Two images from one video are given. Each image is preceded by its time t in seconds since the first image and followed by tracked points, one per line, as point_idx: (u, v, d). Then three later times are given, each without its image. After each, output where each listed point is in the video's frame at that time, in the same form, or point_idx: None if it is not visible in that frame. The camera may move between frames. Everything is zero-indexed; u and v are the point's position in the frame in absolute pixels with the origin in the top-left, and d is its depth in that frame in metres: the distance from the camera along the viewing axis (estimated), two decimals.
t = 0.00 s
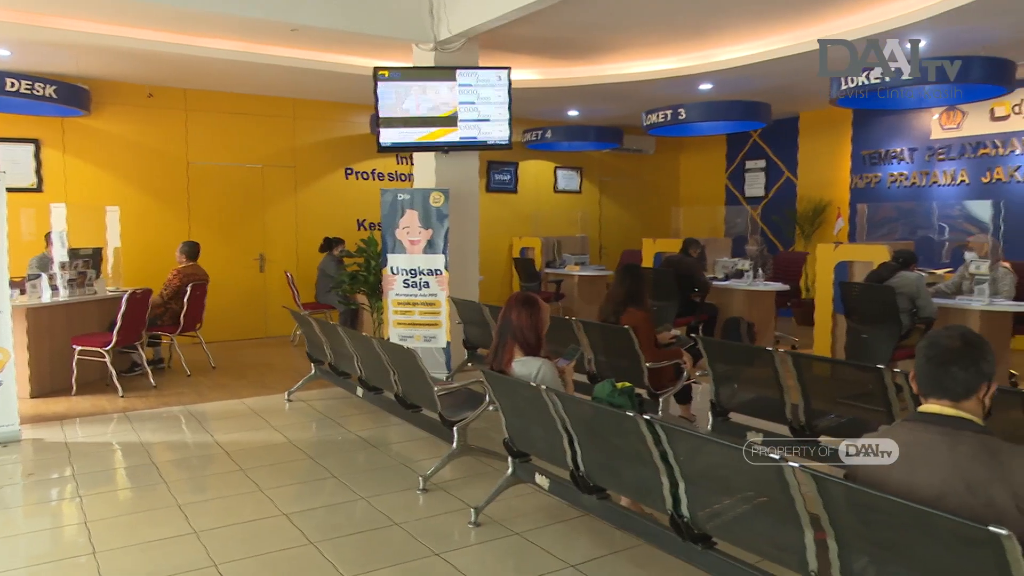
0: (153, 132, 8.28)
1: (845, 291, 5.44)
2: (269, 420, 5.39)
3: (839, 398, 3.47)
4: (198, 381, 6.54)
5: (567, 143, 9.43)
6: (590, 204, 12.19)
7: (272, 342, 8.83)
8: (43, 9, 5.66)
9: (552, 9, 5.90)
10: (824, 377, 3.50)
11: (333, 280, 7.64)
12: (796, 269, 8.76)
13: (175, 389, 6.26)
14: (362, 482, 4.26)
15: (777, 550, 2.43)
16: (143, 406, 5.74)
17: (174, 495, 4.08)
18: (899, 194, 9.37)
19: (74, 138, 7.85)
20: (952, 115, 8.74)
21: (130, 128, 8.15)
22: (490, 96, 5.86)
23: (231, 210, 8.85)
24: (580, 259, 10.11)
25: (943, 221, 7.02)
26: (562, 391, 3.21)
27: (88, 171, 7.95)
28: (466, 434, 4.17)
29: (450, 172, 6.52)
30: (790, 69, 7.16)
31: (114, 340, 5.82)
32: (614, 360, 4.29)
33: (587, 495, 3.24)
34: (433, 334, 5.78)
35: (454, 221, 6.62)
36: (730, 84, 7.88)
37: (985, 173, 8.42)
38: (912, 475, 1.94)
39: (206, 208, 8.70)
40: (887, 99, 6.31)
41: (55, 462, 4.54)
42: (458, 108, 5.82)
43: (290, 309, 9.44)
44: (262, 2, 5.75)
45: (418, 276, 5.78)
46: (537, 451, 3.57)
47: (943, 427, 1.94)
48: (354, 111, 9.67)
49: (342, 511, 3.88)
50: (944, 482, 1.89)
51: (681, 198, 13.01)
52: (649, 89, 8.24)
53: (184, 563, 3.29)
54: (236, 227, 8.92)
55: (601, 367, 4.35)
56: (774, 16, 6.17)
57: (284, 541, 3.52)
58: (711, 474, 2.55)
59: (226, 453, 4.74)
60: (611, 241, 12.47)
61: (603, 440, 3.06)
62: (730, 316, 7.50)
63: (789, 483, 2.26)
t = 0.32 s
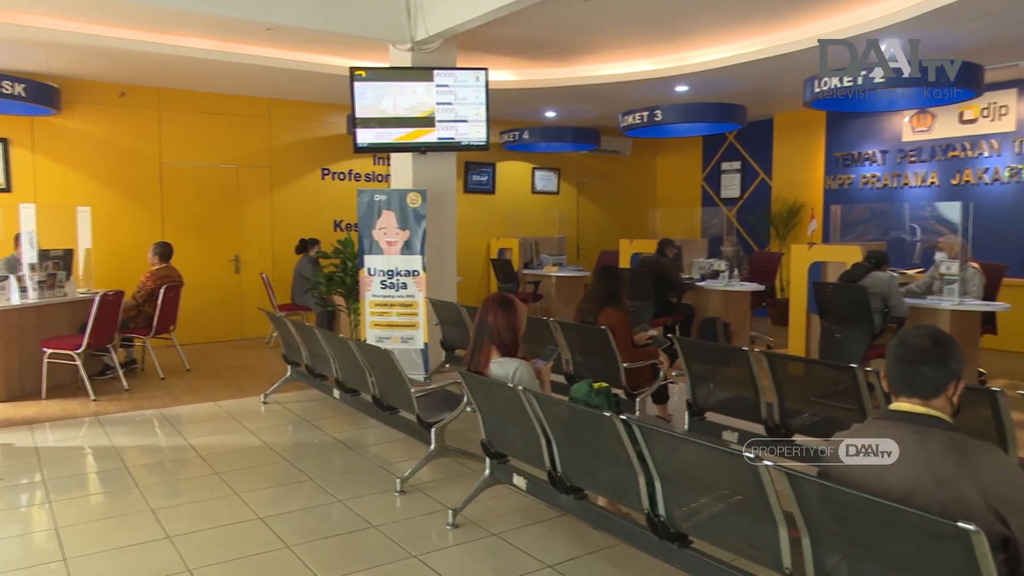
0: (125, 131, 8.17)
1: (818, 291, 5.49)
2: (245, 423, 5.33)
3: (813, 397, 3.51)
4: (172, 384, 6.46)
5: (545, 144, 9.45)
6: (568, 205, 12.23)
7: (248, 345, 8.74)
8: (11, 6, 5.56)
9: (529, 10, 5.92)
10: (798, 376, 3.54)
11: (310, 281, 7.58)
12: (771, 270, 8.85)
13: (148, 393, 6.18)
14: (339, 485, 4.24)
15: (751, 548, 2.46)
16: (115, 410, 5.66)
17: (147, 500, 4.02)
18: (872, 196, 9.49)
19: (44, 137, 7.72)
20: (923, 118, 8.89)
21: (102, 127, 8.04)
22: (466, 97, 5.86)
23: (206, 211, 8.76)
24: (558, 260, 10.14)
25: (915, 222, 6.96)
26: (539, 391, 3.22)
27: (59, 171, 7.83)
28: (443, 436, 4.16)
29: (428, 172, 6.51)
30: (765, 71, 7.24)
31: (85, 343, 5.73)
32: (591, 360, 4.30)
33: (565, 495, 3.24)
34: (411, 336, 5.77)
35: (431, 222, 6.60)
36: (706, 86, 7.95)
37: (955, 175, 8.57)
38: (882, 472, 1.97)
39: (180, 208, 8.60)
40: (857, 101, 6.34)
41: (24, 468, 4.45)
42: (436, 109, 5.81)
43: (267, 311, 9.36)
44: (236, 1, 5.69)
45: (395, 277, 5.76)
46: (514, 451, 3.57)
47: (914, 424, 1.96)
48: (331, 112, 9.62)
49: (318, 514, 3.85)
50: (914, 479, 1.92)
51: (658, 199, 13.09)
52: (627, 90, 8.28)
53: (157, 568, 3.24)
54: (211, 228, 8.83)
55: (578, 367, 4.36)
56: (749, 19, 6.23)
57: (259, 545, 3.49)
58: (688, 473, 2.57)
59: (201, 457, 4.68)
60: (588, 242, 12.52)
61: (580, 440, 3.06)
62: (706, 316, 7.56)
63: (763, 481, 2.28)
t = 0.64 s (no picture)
0: (93, 130, 8.04)
1: (790, 291, 5.56)
2: (216, 426, 5.27)
3: (785, 396, 3.55)
4: (142, 387, 6.36)
5: (520, 145, 9.46)
6: (542, 206, 12.25)
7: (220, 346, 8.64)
8: None
9: (504, 12, 5.93)
10: (770, 375, 3.58)
11: (282, 283, 7.51)
12: (743, 270, 8.94)
13: (117, 396, 6.08)
14: (312, 487, 4.20)
15: (724, 546, 2.48)
16: (83, 414, 5.56)
17: (116, 505, 3.96)
18: (841, 197, 9.63)
19: (8, 136, 7.56)
20: (890, 121, 9.05)
21: (68, 126, 7.90)
22: (441, 97, 5.85)
23: (176, 211, 8.64)
24: (533, 261, 10.15)
25: (884, 223, 7.03)
26: (514, 392, 3.22)
27: (25, 171, 7.67)
28: (418, 437, 4.14)
29: (402, 173, 6.48)
30: (737, 74, 7.32)
31: (51, 346, 5.62)
32: (566, 360, 4.31)
33: (539, 496, 3.24)
34: (385, 337, 5.74)
35: (405, 223, 6.57)
36: (679, 88, 8.01)
37: (922, 176, 8.73)
38: (852, 470, 2.00)
39: (150, 208, 8.47)
40: (826, 104, 6.42)
41: None
42: (409, 110, 5.79)
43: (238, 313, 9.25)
44: None
45: (369, 278, 5.73)
46: (489, 452, 3.57)
47: (882, 422, 1.99)
48: (303, 112, 9.55)
49: (291, 517, 3.81)
50: (883, 477, 1.95)
51: (632, 200, 13.17)
52: (601, 92, 8.32)
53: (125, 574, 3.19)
54: (181, 229, 8.71)
55: (553, 368, 4.36)
56: (723, 22, 6.30)
57: (231, 550, 3.44)
58: (662, 473, 2.58)
59: (171, 461, 4.61)
60: (563, 243, 12.55)
61: (554, 440, 3.06)
62: (680, 316, 7.62)
63: (735, 480, 2.29)
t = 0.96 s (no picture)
0: (61, 129, 7.91)
1: (762, 291, 5.61)
2: (188, 429, 5.20)
3: (757, 395, 3.58)
4: (111, 390, 6.26)
5: (494, 145, 9.46)
6: (516, 206, 12.25)
7: (191, 348, 8.53)
8: None
9: (478, 12, 5.93)
10: (743, 374, 3.61)
11: (255, 284, 7.44)
12: (716, 270, 9.02)
13: (85, 399, 5.97)
14: (286, 490, 4.16)
15: (697, 544, 2.49)
16: (49, 417, 5.45)
17: (84, 509, 3.89)
18: (812, 198, 9.75)
19: None
20: (859, 123, 9.19)
21: (35, 125, 7.76)
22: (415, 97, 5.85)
23: (147, 211, 8.53)
24: (508, 261, 10.15)
25: (854, 224, 7.11)
26: (488, 392, 3.21)
27: None
28: (393, 438, 4.12)
29: (376, 173, 6.45)
30: (710, 75, 7.39)
31: (17, 349, 5.51)
32: (540, 360, 4.31)
33: (514, 496, 3.24)
34: (359, 338, 5.70)
35: (379, 223, 6.54)
36: (653, 90, 8.07)
37: (890, 178, 8.87)
38: (821, 468, 2.02)
39: (119, 208, 8.35)
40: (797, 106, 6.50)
41: None
42: (383, 110, 5.77)
43: (209, 314, 9.13)
44: None
45: (343, 279, 5.70)
46: (464, 453, 3.56)
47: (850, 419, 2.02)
48: (276, 111, 9.48)
49: (264, 520, 3.78)
50: (852, 473, 1.97)
51: (606, 201, 13.23)
52: (576, 93, 8.34)
53: None
54: (152, 229, 8.60)
55: (528, 368, 4.37)
56: (698, 24, 6.35)
57: (203, 554, 3.40)
58: (635, 472, 2.59)
59: (141, 464, 4.55)
60: (538, 243, 12.57)
61: (528, 440, 3.07)
62: (654, 316, 7.66)
63: (707, 478, 2.31)
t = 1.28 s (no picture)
0: (31, 128, 7.78)
1: (738, 291, 5.66)
2: (162, 432, 5.14)
3: (734, 394, 3.60)
4: (83, 393, 6.17)
5: (472, 145, 9.44)
6: (495, 207, 12.25)
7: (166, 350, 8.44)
8: None
9: (456, 12, 5.92)
10: (720, 373, 3.63)
11: (231, 284, 7.37)
12: (693, 270, 9.08)
13: (57, 402, 5.88)
14: (263, 493, 4.13)
15: (675, 542, 2.51)
16: (20, 421, 5.36)
17: (55, 514, 3.83)
18: (787, 199, 9.85)
19: None
20: (833, 125, 9.30)
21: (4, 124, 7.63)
22: (393, 97, 5.83)
23: (120, 212, 8.41)
24: (486, 262, 10.14)
25: (829, 224, 7.19)
26: (467, 393, 3.21)
27: None
28: (371, 440, 4.09)
29: (354, 174, 6.42)
30: (688, 77, 7.44)
31: None
32: (519, 361, 4.32)
33: (493, 496, 3.23)
34: (337, 339, 5.67)
35: (358, 224, 6.51)
36: (631, 90, 8.10)
37: (864, 179, 8.99)
38: (796, 466, 2.04)
39: (91, 208, 8.23)
40: (773, 107, 6.56)
41: None
42: (360, 110, 5.75)
43: (184, 315, 9.04)
44: None
45: (321, 280, 5.66)
46: (442, 454, 3.55)
47: (824, 418, 2.04)
48: (252, 111, 9.41)
49: (241, 523, 3.74)
50: (827, 472, 1.99)
51: (584, 201, 13.27)
52: (554, 93, 8.35)
53: None
54: (125, 230, 8.48)
55: (506, 368, 4.37)
56: (676, 25, 6.39)
57: (179, 558, 3.36)
58: (613, 471, 2.60)
59: (115, 468, 4.49)
60: (516, 244, 12.57)
61: (506, 440, 3.07)
62: (633, 316, 7.70)
63: (685, 477, 2.32)
